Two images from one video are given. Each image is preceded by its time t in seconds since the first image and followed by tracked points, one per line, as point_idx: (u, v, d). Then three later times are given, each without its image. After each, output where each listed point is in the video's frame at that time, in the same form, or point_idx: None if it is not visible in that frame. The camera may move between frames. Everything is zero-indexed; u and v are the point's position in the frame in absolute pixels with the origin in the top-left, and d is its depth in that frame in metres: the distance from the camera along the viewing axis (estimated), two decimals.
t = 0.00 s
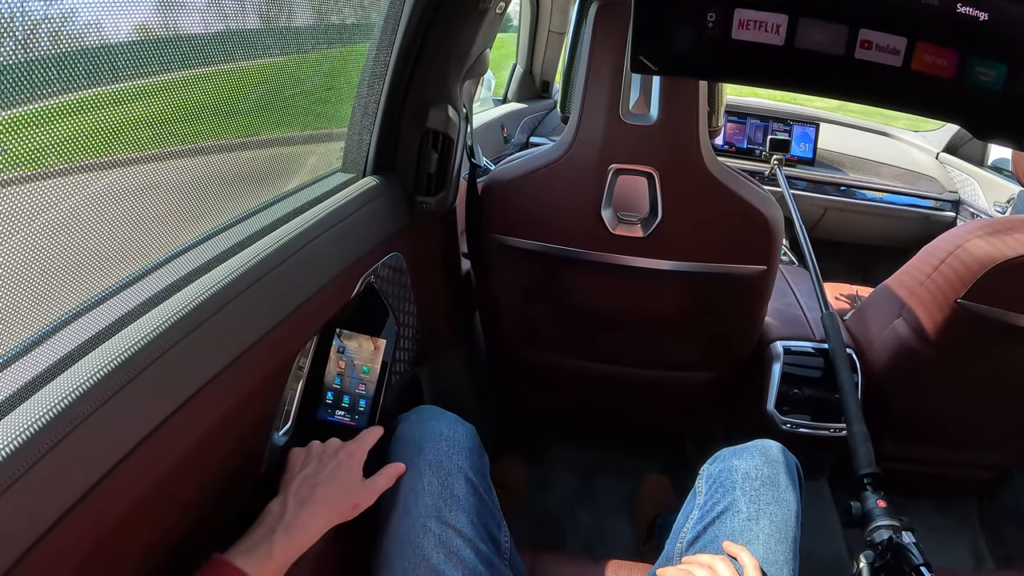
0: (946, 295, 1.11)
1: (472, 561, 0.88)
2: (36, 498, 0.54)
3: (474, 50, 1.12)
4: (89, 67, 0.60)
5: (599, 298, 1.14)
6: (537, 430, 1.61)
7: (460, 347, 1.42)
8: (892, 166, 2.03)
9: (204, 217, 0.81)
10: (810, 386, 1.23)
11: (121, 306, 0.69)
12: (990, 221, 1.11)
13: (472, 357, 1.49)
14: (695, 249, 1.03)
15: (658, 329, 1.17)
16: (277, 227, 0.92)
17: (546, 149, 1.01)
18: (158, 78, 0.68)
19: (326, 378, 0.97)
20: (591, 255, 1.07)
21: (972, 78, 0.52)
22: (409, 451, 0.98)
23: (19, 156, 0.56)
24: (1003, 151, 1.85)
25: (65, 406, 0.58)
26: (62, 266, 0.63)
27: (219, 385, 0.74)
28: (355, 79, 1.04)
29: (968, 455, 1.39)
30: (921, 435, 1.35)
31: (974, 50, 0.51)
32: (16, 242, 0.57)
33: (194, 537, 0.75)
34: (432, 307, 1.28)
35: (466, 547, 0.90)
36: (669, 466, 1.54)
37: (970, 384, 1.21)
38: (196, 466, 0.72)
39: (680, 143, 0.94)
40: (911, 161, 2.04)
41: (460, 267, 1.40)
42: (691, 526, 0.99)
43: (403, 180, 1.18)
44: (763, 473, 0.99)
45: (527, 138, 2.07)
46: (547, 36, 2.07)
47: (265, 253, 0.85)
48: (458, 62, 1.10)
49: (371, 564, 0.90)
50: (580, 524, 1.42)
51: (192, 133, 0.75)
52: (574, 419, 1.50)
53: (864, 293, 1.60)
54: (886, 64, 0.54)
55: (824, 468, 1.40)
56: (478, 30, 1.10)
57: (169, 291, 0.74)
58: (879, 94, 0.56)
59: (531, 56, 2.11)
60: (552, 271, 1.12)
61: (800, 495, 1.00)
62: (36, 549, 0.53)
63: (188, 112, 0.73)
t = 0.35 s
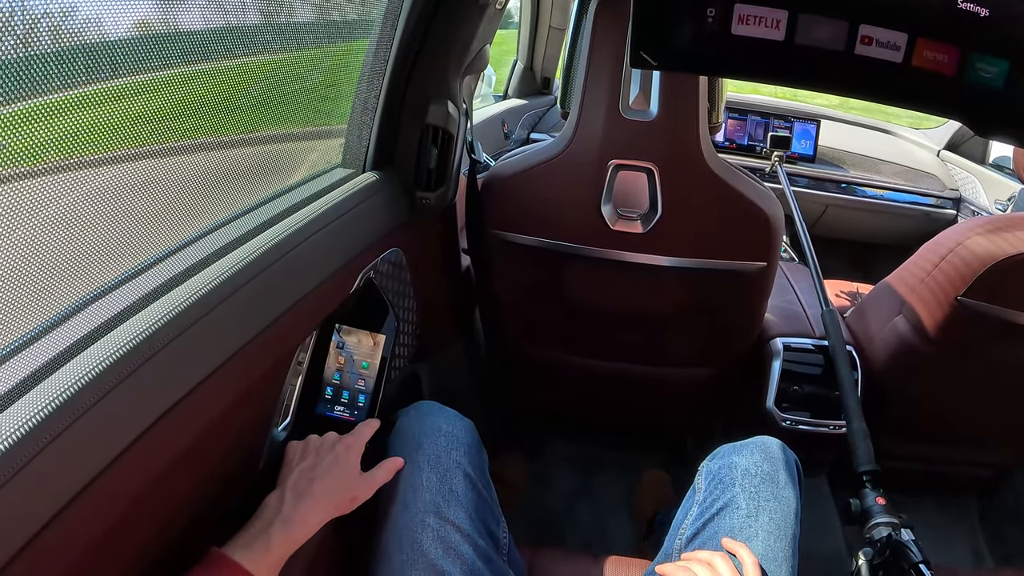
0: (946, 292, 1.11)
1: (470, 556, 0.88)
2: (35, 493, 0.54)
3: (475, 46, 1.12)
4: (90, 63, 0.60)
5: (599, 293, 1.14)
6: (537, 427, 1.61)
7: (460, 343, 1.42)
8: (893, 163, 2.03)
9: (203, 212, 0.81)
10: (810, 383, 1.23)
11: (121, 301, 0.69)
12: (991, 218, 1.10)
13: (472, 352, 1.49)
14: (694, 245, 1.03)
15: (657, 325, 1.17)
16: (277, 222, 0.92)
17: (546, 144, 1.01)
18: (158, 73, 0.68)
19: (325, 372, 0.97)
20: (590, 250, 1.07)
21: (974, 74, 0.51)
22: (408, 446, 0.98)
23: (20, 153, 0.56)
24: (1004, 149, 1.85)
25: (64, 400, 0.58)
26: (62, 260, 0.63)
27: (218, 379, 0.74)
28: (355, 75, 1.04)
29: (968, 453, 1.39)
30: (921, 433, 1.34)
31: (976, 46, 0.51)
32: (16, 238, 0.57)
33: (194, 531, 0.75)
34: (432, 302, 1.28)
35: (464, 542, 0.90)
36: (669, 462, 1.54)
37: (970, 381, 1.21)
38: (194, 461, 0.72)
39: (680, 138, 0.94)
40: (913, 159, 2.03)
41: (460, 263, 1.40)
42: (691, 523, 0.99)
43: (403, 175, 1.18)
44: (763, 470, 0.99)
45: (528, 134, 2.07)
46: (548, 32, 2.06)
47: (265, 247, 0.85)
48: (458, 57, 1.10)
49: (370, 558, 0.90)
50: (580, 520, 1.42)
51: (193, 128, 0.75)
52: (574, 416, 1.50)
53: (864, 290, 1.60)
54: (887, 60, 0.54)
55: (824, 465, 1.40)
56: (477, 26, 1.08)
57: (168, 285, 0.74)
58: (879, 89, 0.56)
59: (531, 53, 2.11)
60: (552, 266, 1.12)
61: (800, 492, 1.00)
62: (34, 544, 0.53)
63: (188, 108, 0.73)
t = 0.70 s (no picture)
0: (947, 289, 1.11)
1: (471, 552, 0.88)
2: (36, 488, 0.54)
3: (476, 41, 1.11)
4: (91, 60, 0.60)
5: (600, 290, 1.14)
6: (537, 423, 1.61)
7: (460, 339, 1.43)
8: (894, 161, 2.03)
9: (204, 208, 0.81)
10: (811, 380, 1.23)
11: (122, 297, 0.69)
12: (991, 216, 1.10)
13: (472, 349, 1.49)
14: (696, 242, 1.03)
15: (658, 322, 1.17)
16: (278, 218, 0.92)
17: (546, 140, 1.01)
18: (159, 70, 0.68)
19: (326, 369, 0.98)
20: (591, 247, 1.07)
21: (975, 71, 0.52)
22: (409, 442, 0.98)
23: (22, 150, 0.56)
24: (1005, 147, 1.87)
25: (65, 395, 0.58)
26: (63, 257, 0.63)
27: (219, 375, 0.74)
28: (356, 71, 1.03)
29: (968, 451, 1.39)
30: (921, 430, 1.34)
31: (978, 42, 0.51)
32: (17, 234, 0.57)
33: (194, 527, 0.75)
34: (432, 298, 1.28)
35: (465, 538, 0.90)
36: (669, 459, 1.54)
37: (970, 378, 1.21)
38: (195, 457, 0.72)
39: (681, 135, 0.94)
40: (914, 156, 2.03)
41: (460, 259, 1.40)
42: (691, 519, 1.00)
43: (404, 171, 1.18)
44: (764, 466, 0.99)
45: (528, 130, 2.06)
46: (548, 29, 2.06)
47: (265, 244, 0.85)
48: (458, 53, 1.09)
49: (370, 554, 0.90)
50: (580, 516, 1.42)
51: (193, 125, 0.75)
52: (574, 412, 1.50)
53: (865, 288, 1.60)
54: (891, 56, 0.54)
55: (824, 462, 1.40)
56: (478, 22, 1.08)
57: (169, 281, 0.74)
58: (881, 84, 0.55)
59: (532, 48, 2.12)
60: (553, 262, 1.12)
61: (800, 489, 1.00)
62: (34, 539, 0.53)
63: (188, 105, 0.73)
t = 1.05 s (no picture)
0: (950, 286, 1.11)
1: (472, 549, 0.89)
2: (36, 486, 0.53)
3: (477, 36, 1.11)
4: (91, 56, 0.59)
5: (601, 286, 1.14)
6: (538, 420, 1.61)
7: (462, 335, 1.42)
8: (896, 158, 2.02)
9: (204, 204, 0.80)
10: (813, 376, 1.23)
11: (121, 292, 0.69)
12: (995, 212, 1.10)
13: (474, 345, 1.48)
14: (698, 238, 1.02)
15: (660, 318, 1.17)
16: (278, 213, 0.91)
17: (548, 135, 1.00)
18: (159, 66, 0.67)
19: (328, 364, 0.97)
20: (593, 242, 1.06)
21: (978, 66, 0.51)
22: (411, 438, 0.97)
23: (22, 146, 0.55)
24: (1008, 144, 1.86)
25: (65, 390, 0.58)
26: (63, 253, 0.62)
27: (219, 371, 0.74)
28: (357, 67, 1.03)
29: (970, 449, 1.39)
30: (924, 428, 1.34)
31: (982, 38, 0.51)
32: (17, 231, 0.57)
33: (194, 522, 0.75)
34: (434, 294, 1.28)
35: (466, 534, 0.90)
36: (670, 456, 1.54)
37: (972, 376, 1.21)
38: (195, 453, 0.72)
39: (684, 130, 0.93)
40: (917, 154, 2.03)
41: (462, 255, 1.40)
42: (694, 516, 0.99)
43: (405, 167, 1.17)
44: (766, 463, 0.99)
45: (530, 127, 2.06)
46: (550, 25, 2.06)
47: (266, 239, 0.85)
48: (460, 49, 1.09)
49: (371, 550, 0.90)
50: (581, 513, 1.42)
51: (194, 121, 0.75)
52: (576, 409, 1.50)
53: (868, 285, 1.59)
54: (895, 51, 0.53)
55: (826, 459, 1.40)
56: (480, 18, 1.07)
57: (169, 276, 0.74)
58: (884, 81, 0.55)
59: (533, 44, 2.11)
60: (554, 258, 1.12)
61: (803, 486, 1.00)
62: (33, 537, 0.53)
63: (189, 101, 0.73)
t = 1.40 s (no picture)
0: (948, 284, 1.11)
1: (468, 545, 0.89)
2: (33, 482, 0.54)
3: (475, 33, 1.11)
4: (90, 54, 0.60)
5: (599, 283, 1.14)
6: (537, 417, 1.61)
7: (461, 332, 1.43)
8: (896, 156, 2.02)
9: (202, 201, 0.81)
10: (812, 374, 1.23)
11: (121, 288, 0.69)
12: (994, 209, 1.10)
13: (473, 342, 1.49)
14: (696, 235, 1.02)
15: (658, 315, 1.17)
16: (276, 210, 0.91)
17: (546, 133, 1.01)
18: (159, 65, 0.68)
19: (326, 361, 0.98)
20: (591, 239, 1.06)
21: (977, 63, 0.51)
22: (408, 435, 0.98)
23: (22, 145, 0.56)
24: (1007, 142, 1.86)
25: (62, 385, 0.58)
26: (62, 250, 0.63)
27: (217, 367, 0.74)
28: (355, 65, 1.03)
29: (969, 446, 1.39)
30: (923, 426, 1.34)
31: (980, 34, 0.51)
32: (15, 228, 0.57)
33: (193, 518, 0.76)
34: (433, 291, 1.28)
35: (463, 530, 0.91)
36: (668, 453, 1.54)
37: (971, 374, 1.21)
38: (192, 450, 0.72)
39: (682, 127, 0.93)
40: (917, 152, 2.03)
41: (460, 252, 1.40)
42: (690, 513, 0.99)
43: (403, 164, 1.17)
44: (763, 459, 0.99)
45: (529, 124, 2.06)
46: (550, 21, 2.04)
47: (264, 236, 0.85)
48: (458, 46, 1.09)
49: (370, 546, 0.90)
50: (580, 510, 1.42)
51: (194, 119, 0.75)
52: (574, 406, 1.50)
53: (867, 282, 1.59)
54: (892, 48, 0.53)
55: (824, 456, 1.40)
56: (477, 15, 1.08)
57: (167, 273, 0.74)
58: (881, 78, 0.55)
59: (533, 42, 2.11)
60: (553, 255, 1.12)
61: (800, 483, 1.00)
62: (31, 531, 0.53)
63: (189, 99, 0.73)
